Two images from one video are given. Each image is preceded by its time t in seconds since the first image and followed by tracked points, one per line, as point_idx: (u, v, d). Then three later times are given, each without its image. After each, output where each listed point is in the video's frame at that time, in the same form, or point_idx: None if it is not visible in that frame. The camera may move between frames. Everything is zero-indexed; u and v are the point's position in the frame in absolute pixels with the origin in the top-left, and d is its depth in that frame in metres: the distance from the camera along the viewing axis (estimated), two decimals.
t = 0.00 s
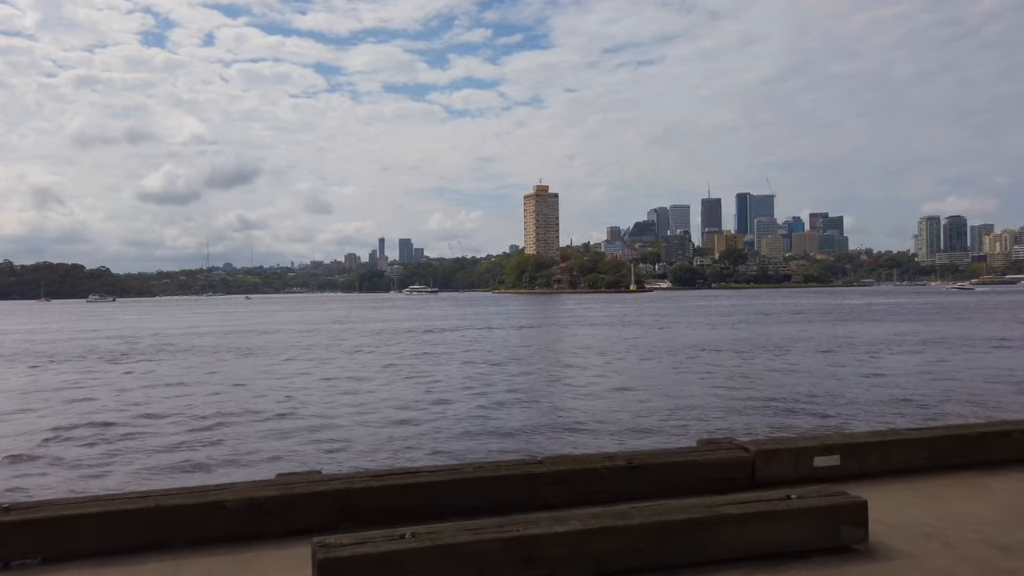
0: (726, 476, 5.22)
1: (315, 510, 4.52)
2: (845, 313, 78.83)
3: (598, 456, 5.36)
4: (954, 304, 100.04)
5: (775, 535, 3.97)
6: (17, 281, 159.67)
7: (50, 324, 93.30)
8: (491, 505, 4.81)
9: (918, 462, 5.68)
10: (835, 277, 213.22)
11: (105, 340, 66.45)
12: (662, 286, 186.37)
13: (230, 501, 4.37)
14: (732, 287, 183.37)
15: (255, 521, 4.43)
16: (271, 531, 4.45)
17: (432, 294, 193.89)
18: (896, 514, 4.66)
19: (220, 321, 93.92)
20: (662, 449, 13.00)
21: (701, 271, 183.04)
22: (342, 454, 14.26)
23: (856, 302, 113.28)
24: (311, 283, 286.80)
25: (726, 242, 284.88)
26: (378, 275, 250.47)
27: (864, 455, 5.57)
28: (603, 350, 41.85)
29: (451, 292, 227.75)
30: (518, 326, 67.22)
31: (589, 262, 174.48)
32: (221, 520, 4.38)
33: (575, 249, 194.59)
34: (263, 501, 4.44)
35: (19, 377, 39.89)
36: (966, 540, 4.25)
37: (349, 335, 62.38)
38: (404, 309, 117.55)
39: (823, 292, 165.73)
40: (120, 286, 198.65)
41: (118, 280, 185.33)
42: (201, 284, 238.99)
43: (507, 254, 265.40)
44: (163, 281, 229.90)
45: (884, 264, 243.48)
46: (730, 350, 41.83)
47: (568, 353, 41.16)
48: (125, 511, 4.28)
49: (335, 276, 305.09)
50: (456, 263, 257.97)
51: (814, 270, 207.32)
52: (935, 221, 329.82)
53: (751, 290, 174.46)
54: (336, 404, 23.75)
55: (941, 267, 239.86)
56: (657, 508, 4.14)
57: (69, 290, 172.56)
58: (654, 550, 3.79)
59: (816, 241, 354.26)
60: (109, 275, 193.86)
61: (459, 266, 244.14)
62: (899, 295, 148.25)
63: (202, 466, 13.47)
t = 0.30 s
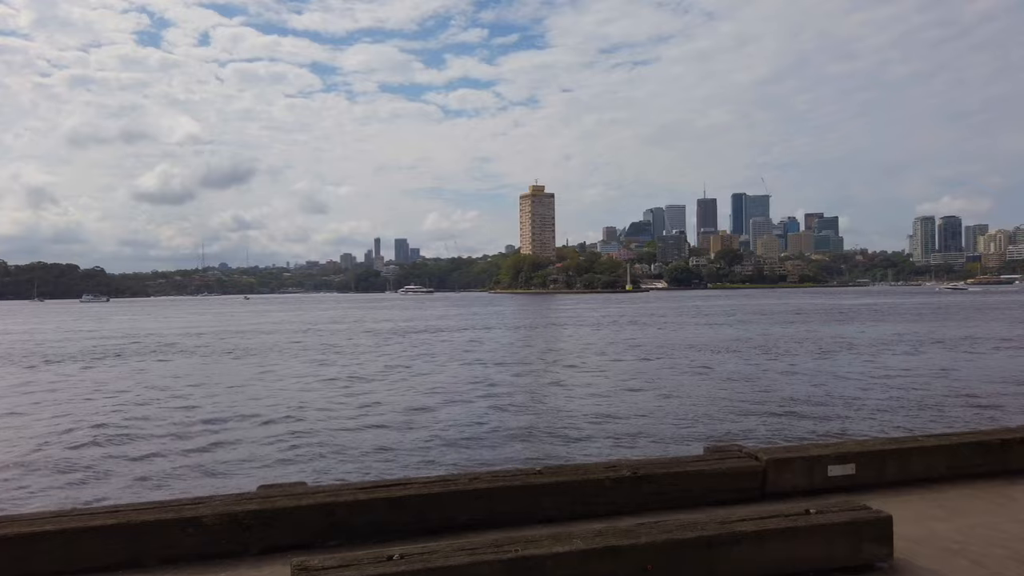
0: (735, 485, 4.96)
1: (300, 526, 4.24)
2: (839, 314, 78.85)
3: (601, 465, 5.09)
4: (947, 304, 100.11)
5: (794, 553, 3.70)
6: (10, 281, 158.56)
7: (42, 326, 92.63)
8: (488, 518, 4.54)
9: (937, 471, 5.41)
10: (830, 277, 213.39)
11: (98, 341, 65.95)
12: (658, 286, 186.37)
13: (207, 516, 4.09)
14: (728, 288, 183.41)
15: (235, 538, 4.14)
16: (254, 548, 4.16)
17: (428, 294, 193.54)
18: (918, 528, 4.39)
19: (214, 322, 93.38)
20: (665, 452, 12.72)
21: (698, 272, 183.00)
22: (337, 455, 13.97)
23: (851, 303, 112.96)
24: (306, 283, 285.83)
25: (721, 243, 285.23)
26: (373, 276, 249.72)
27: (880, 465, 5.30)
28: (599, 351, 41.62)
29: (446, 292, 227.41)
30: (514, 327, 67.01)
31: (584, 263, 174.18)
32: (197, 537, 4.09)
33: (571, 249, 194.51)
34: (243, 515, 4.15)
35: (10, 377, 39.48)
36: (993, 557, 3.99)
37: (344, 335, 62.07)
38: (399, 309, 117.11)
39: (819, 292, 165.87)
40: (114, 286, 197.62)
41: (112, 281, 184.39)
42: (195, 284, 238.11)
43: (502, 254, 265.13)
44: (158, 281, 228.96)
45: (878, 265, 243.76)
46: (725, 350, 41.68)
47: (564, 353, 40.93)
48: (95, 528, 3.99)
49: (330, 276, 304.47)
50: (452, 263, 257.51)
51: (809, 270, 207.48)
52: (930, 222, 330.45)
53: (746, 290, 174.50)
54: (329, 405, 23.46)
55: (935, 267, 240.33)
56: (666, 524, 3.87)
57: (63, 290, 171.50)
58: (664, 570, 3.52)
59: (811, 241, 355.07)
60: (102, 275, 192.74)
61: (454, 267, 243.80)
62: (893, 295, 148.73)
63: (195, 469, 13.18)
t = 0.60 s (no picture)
0: (747, 503, 4.71)
1: (280, 551, 4.05)
2: (837, 314, 78.66)
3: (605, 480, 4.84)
4: (945, 305, 100.03)
5: None
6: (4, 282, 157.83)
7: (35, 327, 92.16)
8: (480, 541, 4.34)
9: (958, 485, 5.15)
10: (827, 277, 213.54)
11: (93, 342, 65.65)
12: (655, 286, 186.23)
13: (180, 542, 3.89)
14: (724, 288, 183.39)
15: (210, 565, 3.94)
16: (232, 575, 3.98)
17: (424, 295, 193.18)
18: (945, 551, 4.13)
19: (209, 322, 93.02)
20: (671, 458, 12.47)
21: (694, 272, 182.87)
22: (334, 458, 13.71)
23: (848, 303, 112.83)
24: (302, 284, 285.30)
25: (718, 243, 285.43)
26: (369, 277, 249.33)
27: (900, 480, 5.04)
28: (596, 352, 41.40)
29: (443, 292, 227.12)
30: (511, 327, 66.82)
31: (581, 263, 173.92)
32: (170, 563, 3.90)
33: (568, 250, 194.37)
34: (219, 541, 3.96)
35: (3, 380, 39.11)
36: None
37: (340, 336, 61.82)
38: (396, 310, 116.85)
39: (815, 293, 165.88)
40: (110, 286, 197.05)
41: (107, 281, 183.77)
42: (191, 285, 237.49)
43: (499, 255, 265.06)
44: (154, 282, 228.39)
45: (874, 265, 244.10)
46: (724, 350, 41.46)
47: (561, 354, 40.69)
48: (60, 555, 3.81)
49: (327, 277, 304.04)
50: (448, 263, 257.20)
51: (805, 270, 207.62)
52: (926, 222, 331.00)
53: (743, 290, 174.46)
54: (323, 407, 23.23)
55: (931, 267, 240.64)
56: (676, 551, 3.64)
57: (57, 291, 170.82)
58: None
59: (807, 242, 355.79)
60: (98, 276, 192.10)
61: (451, 267, 243.56)
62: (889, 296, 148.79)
63: (190, 473, 12.91)
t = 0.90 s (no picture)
0: (763, 514, 4.58)
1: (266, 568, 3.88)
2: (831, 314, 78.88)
3: (616, 491, 4.72)
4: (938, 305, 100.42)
5: None
6: None
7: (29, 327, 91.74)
8: (486, 555, 4.20)
9: (985, 493, 5.02)
10: (821, 277, 214.16)
11: (87, 342, 65.44)
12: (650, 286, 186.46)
13: (160, 560, 3.71)
14: (719, 288, 183.80)
15: None
16: None
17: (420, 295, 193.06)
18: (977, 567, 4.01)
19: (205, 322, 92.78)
20: (675, 460, 12.39)
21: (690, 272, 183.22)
22: (334, 460, 13.60)
23: (842, 303, 113.18)
24: (298, 284, 284.91)
25: (713, 243, 286.01)
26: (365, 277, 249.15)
27: (926, 489, 4.91)
28: (592, 352, 41.41)
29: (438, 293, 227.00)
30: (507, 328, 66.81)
31: (577, 263, 174.05)
32: None
33: (563, 250, 194.49)
34: (200, 559, 3.79)
35: None
36: None
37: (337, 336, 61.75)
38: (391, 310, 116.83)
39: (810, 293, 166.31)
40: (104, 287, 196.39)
41: (101, 281, 183.13)
42: (186, 285, 236.91)
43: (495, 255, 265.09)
44: (148, 283, 227.84)
45: (869, 266, 244.84)
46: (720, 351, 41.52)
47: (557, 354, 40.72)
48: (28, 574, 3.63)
49: (322, 277, 303.67)
50: (444, 263, 257.12)
51: (800, 271, 208.24)
52: (919, 223, 332.07)
53: (738, 291, 174.88)
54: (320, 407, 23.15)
55: (925, 267, 241.52)
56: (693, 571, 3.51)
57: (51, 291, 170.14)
58: None
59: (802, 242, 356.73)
60: (92, 276, 191.41)
61: (447, 267, 243.56)
62: (883, 296, 149.40)
63: (187, 475, 12.78)
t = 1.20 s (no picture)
0: (791, 532, 4.31)
1: None
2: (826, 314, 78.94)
3: (632, 507, 4.46)
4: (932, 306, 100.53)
5: None
6: None
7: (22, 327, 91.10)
8: None
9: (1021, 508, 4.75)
10: (816, 278, 214.46)
11: (81, 342, 65.01)
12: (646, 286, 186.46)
13: None
14: (715, 289, 183.91)
15: None
16: None
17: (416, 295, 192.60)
18: None
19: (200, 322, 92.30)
20: (677, 463, 12.15)
21: (685, 272, 183.34)
22: (329, 464, 13.35)
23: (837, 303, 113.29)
24: (293, 284, 284.35)
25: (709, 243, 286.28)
26: (360, 277, 248.72)
27: (960, 504, 4.65)
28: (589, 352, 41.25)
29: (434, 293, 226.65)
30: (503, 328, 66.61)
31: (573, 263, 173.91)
32: None
33: (560, 250, 194.56)
34: None
35: None
36: None
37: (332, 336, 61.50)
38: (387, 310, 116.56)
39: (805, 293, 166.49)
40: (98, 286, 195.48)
41: (95, 281, 182.29)
42: (181, 285, 236.04)
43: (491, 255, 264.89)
44: (143, 282, 226.85)
45: (863, 266, 245.25)
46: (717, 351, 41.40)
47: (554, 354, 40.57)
48: None
49: (318, 276, 303.16)
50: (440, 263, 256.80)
51: (795, 271, 208.49)
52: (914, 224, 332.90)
53: (733, 291, 175.02)
54: (315, 408, 22.91)
55: (919, 267, 242.08)
56: None
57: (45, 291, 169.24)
58: None
59: (797, 242, 357.40)
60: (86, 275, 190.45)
61: (442, 267, 243.33)
62: (878, 296, 149.73)
63: (180, 479, 12.50)
